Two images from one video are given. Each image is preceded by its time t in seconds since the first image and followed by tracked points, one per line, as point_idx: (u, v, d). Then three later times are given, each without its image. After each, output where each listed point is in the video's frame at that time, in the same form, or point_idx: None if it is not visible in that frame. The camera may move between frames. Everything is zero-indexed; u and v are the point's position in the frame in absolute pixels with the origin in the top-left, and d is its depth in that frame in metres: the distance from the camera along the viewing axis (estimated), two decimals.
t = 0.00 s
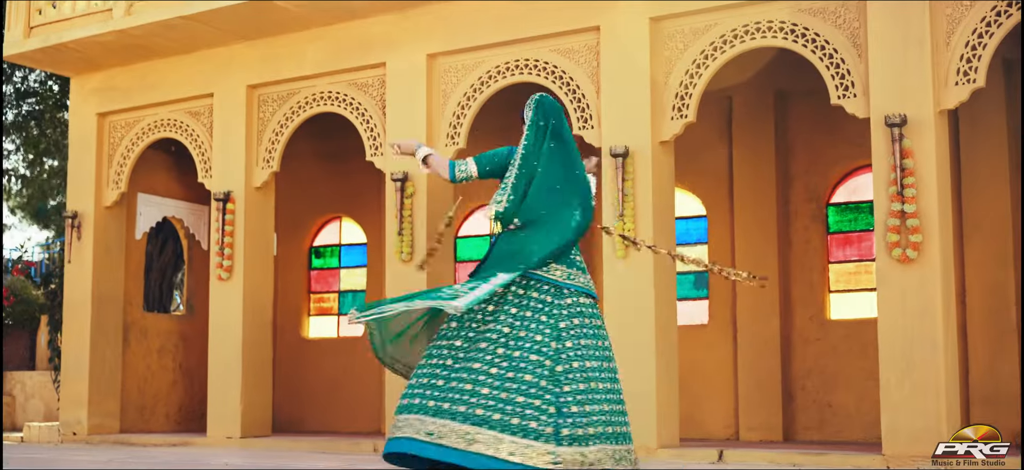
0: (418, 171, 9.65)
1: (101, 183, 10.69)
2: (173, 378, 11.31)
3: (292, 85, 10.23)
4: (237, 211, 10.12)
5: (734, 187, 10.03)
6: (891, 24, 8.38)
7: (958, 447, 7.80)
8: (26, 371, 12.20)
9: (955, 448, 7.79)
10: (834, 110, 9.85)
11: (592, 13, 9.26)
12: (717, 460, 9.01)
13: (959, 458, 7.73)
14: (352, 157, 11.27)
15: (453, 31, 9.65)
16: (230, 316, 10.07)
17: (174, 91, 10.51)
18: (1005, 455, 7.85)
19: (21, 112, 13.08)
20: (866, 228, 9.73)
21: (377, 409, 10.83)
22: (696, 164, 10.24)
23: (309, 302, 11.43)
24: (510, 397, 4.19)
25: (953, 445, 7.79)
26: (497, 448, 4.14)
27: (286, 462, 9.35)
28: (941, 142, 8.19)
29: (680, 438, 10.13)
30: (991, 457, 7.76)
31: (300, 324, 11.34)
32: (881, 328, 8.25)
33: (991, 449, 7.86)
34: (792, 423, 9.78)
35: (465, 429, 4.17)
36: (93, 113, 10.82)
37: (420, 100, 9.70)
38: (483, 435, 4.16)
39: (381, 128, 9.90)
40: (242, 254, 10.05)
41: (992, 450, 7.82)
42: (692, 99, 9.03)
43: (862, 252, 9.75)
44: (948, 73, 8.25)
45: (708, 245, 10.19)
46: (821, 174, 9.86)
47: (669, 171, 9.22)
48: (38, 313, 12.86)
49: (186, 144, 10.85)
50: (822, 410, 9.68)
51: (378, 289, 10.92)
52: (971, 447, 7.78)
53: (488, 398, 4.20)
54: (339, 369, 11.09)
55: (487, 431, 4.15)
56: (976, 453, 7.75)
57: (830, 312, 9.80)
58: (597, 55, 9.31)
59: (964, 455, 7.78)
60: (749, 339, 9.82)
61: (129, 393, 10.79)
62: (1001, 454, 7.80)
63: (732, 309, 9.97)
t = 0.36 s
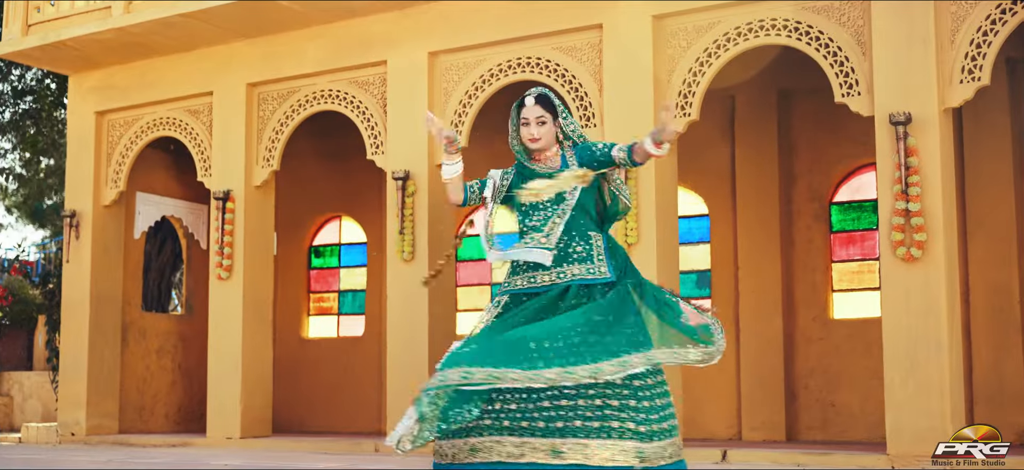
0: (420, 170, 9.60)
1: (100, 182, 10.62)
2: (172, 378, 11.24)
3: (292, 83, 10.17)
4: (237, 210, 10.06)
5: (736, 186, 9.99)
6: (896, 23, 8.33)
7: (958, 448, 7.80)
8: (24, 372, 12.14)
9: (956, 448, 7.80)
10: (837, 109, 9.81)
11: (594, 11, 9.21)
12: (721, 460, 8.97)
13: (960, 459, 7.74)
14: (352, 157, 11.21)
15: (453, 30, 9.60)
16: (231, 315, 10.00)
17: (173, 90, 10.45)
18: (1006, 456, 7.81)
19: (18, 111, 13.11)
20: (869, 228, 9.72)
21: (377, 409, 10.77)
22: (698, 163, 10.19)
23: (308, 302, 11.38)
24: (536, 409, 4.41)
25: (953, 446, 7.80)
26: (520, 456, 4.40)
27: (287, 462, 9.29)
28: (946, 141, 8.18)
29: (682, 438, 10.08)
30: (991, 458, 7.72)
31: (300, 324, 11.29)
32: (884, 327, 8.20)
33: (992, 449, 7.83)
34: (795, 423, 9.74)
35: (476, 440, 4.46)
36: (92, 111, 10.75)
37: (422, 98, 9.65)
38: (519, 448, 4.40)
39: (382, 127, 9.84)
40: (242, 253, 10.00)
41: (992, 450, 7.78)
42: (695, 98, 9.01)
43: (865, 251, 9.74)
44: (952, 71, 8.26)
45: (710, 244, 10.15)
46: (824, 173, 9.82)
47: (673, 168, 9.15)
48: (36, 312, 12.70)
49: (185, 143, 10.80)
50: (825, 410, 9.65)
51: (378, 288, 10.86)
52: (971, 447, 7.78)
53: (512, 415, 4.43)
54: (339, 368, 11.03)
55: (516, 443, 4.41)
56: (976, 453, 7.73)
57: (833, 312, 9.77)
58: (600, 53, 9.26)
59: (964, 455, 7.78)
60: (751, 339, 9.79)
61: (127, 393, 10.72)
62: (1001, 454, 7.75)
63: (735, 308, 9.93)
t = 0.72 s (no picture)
0: (422, 170, 9.59)
1: (101, 182, 10.60)
2: (173, 378, 11.22)
3: (293, 83, 10.15)
4: (239, 210, 10.05)
5: (738, 186, 10.00)
6: (899, 24, 8.36)
7: (958, 448, 7.81)
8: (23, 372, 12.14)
9: (956, 448, 7.81)
10: (839, 109, 9.81)
11: (597, 11, 9.21)
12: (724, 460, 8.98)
13: (960, 460, 7.73)
14: (353, 157, 11.19)
15: (455, 29, 9.59)
16: (232, 316, 9.99)
17: (173, 89, 10.43)
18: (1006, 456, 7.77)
19: (17, 110, 13.05)
20: (871, 228, 9.74)
21: (379, 409, 10.76)
22: (700, 163, 10.20)
23: (309, 302, 11.37)
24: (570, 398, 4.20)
25: (953, 446, 7.82)
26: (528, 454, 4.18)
27: (289, 463, 9.29)
28: (950, 140, 8.18)
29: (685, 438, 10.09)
30: (991, 457, 7.70)
31: (300, 324, 11.27)
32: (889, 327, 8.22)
33: (992, 450, 7.81)
34: (797, 423, 9.75)
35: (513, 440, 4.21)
36: (92, 111, 10.73)
37: (424, 98, 9.64)
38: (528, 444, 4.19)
39: (384, 127, 9.83)
40: (243, 254, 9.98)
41: (992, 451, 7.76)
42: (698, 97, 9.01)
43: (867, 251, 9.77)
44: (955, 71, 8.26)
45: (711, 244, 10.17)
46: (826, 173, 9.83)
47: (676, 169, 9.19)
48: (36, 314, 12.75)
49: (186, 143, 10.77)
50: (827, 409, 9.66)
51: (380, 288, 10.85)
52: (971, 447, 7.79)
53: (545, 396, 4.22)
54: (340, 369, 11.01)
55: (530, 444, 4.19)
56: (977, 452, 7.73)
57: (834, 312, 9.78)
58: (602, 53, 9.25)
59: (964, 455, 7.79)
60: (753, 338, 9.79)
61: (128, 393, 10.71)
62: (1001, 454, 7.71)
63: (737, 308, 9.94)
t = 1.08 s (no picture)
0: (423, 169, 9.58)
1: (99, 182, 10.59)
2: (173, 378, 11.21)
3: (293, 82, 10.15)
4: (239, 209, 10.04)
5: (738, 186, 10.01)
6: (900, 25, 8.38)
7: (958, 448, 7.86)
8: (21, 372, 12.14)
9: (956, 448, 7.86)
10: (838, 109, 9.84)
11: (598, 12, 9.22)
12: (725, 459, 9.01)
13: (960, 460, 7.78)
14: (352, 156, 11.19)
15: (456, 29, 9.60)
16: (232, 315, 9.98)
17: (173, 89, 10.42)
18: (1007, 456, 7.80)
19: (14, 109, 13.00)
20: (871, 228, 9.76)
21: (378, 408, 10.77)
22: (700, 163, 10.22)
23: (308, 302, 11.37)
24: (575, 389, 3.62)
25: (953, 446, 7.87)
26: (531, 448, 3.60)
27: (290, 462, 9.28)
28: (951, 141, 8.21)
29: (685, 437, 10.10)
30: (991, 457, 7.72)
31: (299, 324, 11.28)
32: (890, 327, 8.25)
33: (992, 449, 7.85)
34: (797, 423, 9.77)
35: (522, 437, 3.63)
36: (91, 110, 10.71)
37: (425, 98, 9.64)
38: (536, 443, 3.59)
39: (385, 126, 9.83)
40: (243, 253, 9.98)
41: (993, 450, 7.78)
42: (699, 98, 9.04)
43: (866, 251, 9.78)
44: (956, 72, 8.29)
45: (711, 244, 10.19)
46: (825, 173, 9.86)
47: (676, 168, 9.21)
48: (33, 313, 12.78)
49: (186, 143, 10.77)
50: (827, 409, 9.67)
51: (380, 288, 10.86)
52: (971, 447, 7.83)
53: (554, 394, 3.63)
54: (340, 368, 11.01)
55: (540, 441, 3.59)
56: (976, 452, 7.77)
57: (834, 312, 9.81)
58: (604, 53, 9.27)
59: (964, 455, 7.84)
60: (753, 338, 9.81)
61: (127, 393, 10.69)
62: (1001, 454, 7.74)
63: (737, 308, 9.96)
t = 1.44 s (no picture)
0: (421, 169, 9.47)
1: (85, 179, 10.45)
2: (161, 380, 11.08)
3: (289, 81, 10.02)
4: (233, 208, 9.93)
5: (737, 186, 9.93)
6: (908, 21, 8.27)
7: (958, 448, 7.78)
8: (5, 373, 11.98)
9: (956, 448, 7.78)
10: (839, 108, 9.77)
11: (598, 9, 9.12)
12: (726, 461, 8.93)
13: (961, 460, 7.71)
14: (345, 155, 11.07)
15: (454, 27, 9.49)
16: (225, 316, 9.86)
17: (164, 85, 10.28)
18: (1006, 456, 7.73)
19: None
20: (873, 228, 9.70)
21: (372, 408, 10.67)
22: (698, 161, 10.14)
23: (303, 302, 11.25)
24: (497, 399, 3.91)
25: (953, 446, 7.79)
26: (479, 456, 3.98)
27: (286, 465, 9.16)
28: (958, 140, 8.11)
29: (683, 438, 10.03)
30: (991, 458, 7.67)
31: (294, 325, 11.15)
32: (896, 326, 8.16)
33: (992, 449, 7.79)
34: (798, 424, 9.70)
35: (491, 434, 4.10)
36: (76, 106, 10.57)
37: (423, 96, 9.53)
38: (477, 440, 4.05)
39: (382, 125, 9.72)
40: (237, 253, 9.85)
41: (992, 450, 7.72)
42: (699, 97, 8.91)
43: (868, 252, 9.71)
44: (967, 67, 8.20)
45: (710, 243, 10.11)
46: (825, 172, 9.79)
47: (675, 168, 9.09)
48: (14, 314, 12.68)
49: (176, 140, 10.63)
50: (828, 410, 9.60)
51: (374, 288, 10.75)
52: (971, 447, 7.77)
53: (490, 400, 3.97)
54: (333, 369, 10.89)
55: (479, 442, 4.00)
56: (976, 453, 7.69)
57: (835, 313, 9.72)
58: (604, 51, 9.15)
59: (964, 455, 7.76)
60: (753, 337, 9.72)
61: (114, 396, 10.55)
62: (1000, 453, 7.70)
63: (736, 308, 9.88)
